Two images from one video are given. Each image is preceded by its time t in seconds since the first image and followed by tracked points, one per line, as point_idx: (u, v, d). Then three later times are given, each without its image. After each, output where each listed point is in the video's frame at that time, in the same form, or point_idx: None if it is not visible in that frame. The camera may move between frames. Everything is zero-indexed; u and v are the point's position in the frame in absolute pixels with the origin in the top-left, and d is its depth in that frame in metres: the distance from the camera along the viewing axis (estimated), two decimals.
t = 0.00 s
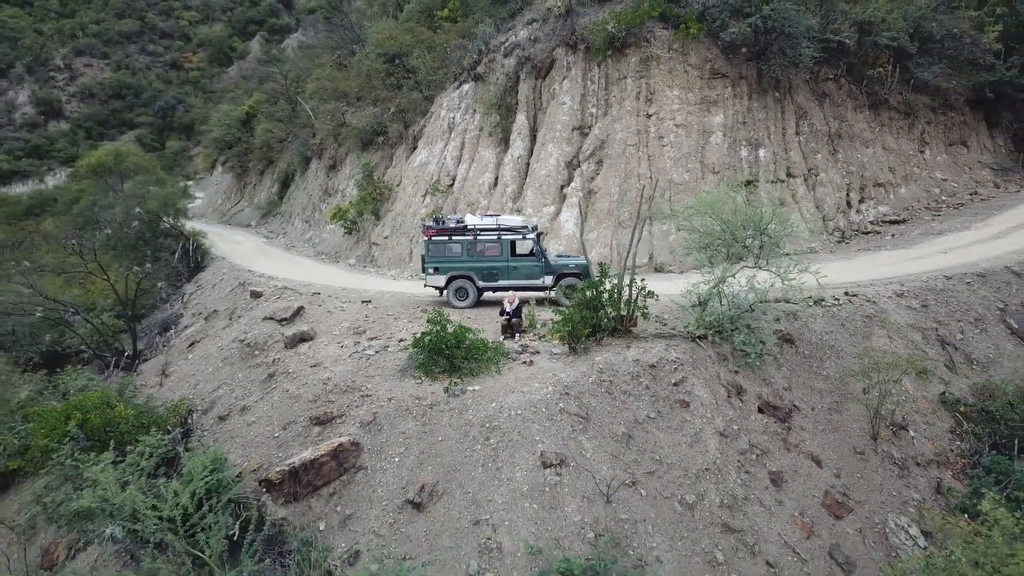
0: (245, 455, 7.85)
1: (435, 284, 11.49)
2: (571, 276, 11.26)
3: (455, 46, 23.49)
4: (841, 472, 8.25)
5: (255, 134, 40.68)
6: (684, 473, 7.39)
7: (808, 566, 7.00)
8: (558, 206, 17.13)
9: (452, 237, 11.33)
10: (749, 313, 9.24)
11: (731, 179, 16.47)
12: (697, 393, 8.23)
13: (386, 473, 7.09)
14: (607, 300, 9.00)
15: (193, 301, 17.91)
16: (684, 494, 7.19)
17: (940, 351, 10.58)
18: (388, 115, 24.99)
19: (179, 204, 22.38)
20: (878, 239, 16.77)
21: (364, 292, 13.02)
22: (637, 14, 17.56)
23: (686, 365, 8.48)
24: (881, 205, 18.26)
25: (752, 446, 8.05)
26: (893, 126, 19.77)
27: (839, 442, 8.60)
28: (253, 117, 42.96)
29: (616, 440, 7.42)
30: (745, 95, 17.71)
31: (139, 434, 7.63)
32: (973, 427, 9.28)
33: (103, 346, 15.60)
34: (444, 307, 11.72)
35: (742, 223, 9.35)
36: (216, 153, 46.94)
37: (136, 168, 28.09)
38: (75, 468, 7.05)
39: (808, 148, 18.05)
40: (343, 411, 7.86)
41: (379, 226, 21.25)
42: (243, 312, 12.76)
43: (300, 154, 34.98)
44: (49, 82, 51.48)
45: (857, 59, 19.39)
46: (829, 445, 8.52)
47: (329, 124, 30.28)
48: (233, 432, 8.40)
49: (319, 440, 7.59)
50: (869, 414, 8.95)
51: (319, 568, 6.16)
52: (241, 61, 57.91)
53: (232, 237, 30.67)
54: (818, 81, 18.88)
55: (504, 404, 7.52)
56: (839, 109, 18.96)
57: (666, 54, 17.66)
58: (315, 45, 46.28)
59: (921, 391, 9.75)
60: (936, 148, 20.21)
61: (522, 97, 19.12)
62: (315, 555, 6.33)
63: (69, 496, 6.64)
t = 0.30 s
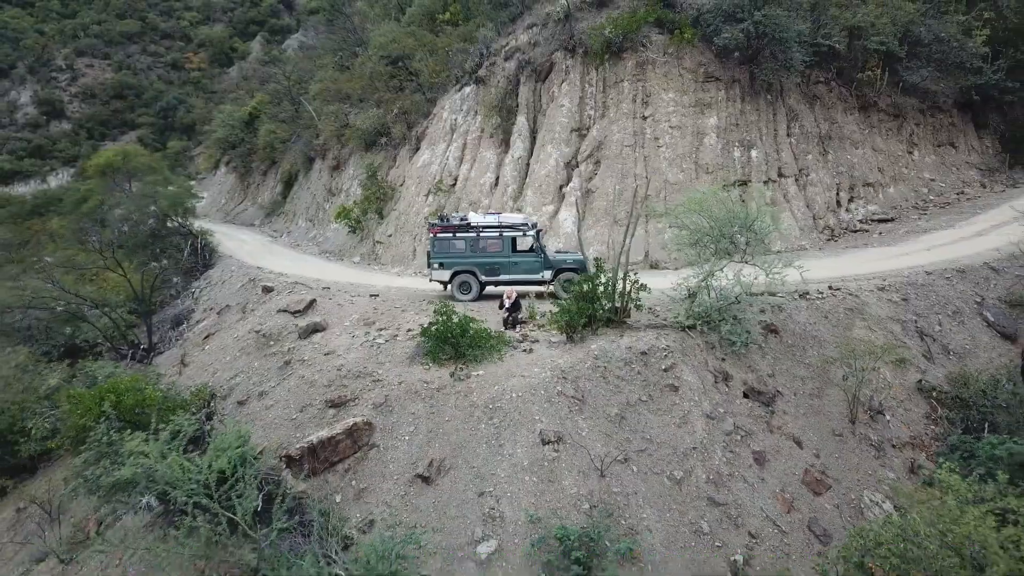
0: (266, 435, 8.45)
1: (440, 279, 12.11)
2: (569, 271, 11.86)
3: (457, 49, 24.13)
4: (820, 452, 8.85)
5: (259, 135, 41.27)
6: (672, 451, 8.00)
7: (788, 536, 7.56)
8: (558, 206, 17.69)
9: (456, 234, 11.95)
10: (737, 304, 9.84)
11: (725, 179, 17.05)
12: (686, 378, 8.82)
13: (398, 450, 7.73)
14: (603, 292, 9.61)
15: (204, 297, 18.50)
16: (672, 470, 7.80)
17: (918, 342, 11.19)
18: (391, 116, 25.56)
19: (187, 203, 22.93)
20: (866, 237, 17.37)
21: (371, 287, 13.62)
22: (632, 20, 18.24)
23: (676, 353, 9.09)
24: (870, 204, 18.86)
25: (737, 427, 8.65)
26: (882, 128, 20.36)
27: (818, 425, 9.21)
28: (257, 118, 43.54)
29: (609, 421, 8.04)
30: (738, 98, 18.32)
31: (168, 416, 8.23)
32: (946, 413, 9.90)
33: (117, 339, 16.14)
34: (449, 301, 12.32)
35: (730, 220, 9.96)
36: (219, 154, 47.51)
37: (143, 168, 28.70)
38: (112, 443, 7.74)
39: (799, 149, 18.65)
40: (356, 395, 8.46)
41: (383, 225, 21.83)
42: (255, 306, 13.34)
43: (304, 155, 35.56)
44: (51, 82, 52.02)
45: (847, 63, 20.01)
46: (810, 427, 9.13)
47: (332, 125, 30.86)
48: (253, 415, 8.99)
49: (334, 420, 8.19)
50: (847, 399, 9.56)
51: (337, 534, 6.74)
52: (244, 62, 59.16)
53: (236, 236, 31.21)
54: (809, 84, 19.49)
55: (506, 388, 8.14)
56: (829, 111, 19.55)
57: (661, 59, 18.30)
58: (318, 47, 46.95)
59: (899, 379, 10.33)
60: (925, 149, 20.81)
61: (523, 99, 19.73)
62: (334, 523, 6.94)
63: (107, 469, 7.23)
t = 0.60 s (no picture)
0: (284, 415, 9.12)
1: (444, 273, 12.80)
2: (567, 265, 12.54)
3: (459, 52, 24.82)
4: (799, 432, 9.52)
5: (262, 136, 41.94)
6: (660, 429, 8.69)
7: (766, 506, 8.24)
8: (556, 204, 18.34)
9: (459, 230, 12.65)
10: (722, 295, 10.56)
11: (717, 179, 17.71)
12: (675, 364, 9.51)
13: (408, 427, 8.42)
14: (598, 284, 10.33)
15: (215, 292, 19.23)
16: (660, 446, 8.48)
17: (896, 332, 11.86)
18: (394, 117, 26.21)
19: (195, 202, 23.60)
20: (853, 235, 18.04)
21: (378, 281, 14.33)
22: (628, 26, 19.01)
23: (665, 340, 9.78)
24: (858, 203, 19.54)
25: (721, 408, 9.31)
26: (871, 129, 21.00)
27: (798, 407, 9.89)
28: (260, 119, 44.20)
29: (602, 401, 8.73)
30: (730, 100, 19.00)
31: (196, 395, 8.98)
32: (920, 398, 10.56)
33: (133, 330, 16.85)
34: (453, 294, 13.00)
35: (716, 217, 10.69)
36: (223, 154, 48.21)
37: (151, 168, 29.48)
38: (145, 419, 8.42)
39: (789, 150, 19.31)
40: (369, 378, 9.13)
41: (387, 224, 22.49)
42: (268, 299, 14.04)
43: (307, 155, 36.24)
44: (54, 83, 53.01)
45: (836, 66, 20.69)
46: (789, 409, 9.82)
47: (336, 126, 31.46)
48: (272, 396, 9.66)
49: (349, 400, 8.87)
50: (826, 384, 10.24)
51: (353, 502, 7.43)
52: (245, 61, 61.12)
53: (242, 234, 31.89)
54: (800, 86, 20.16)
55: (507, 370, 8.83)
56: (819, 113, 20.21)
57: (656, 62, 19.01)
58: (320, 48, 47.67)
59: (877, 366, 11.00)
60: (912, 149, 21.47)
61: (522, 102, 20.41)
62: (350, 492, 7.62)
63: (144, 442, 7.97)
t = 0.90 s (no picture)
0: (303, 395, 9.90)
1: (448, 267, 13.58)
2: (564, 260, 13.38)
3: (461, 55, 25.62)
4: (779, 413, 10.27)
5: (267, 136, 42.71)
6: (650, 408, 9.46)
7: (746, 479, 8.97)
8: (555, 203, 19.08)
9: (463, 227, 13.43)
10: (708, 287, 11.35)
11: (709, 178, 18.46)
12: (663, 349, 10.28)
13: (418, 405, 9.21)
14: (594, 276, 11.12)
15: (227, 287, 20.02)
16: (649, 424, 9.25)
17: (874, 323, 12.62)
18: (397, 119, 27.00)
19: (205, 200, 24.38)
20: (840, 232, 18.81)
21: (385, 275, 15.15)
22: (624, 31, 19.83)
23: (655, 327, 10.56)
24: (846, 202, 20.29)
25: (707, 390, 10.07)
26: (858, 130, 21.74)
27: (779, 390, 10.65)
28: (265, 119, 44.93)
29: (596, 381, 9.51)
30: (722, 103, 19.78)
31: (223, 378, 9.78)
32: (895, 382, 11.30)
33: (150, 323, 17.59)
34: (456, 286, 13.77)
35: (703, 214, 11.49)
36: (227, 154, 49.02)
37: (160, 168, 30.29)
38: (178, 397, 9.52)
39: (779, 150, 20.07)
40: (381, 361, 9.91)
41: (391, 222, 23.24)
42: (281, 293, 14.82)
43: (312, 155, 36.99)
44: (56, 83, 54.25)
45: (825, 70, 21.48)
46: (770, 391, 10.58)
47: (340, 127, 32.22)
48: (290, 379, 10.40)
49: (363, 381, 9.65)
50: (805, 369, 11.00)
51: (369, 471, 8.19)
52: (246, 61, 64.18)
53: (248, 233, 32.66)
54: (790, 89, 20.93)
55: (508, 354, 9.65)
56: (808, 115, 20.97)
57: (650, 67, 19.82)
58: (324, 50, 48.56)
59: (855, 354, 11.74)
60: (899, 150, 22.24)
61: (523, 104, 21.16)
62: (365, 463, 8.39)
63: (179, 418, 8.78)
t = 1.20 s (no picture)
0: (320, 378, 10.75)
1: (453, 262, 14.43)
2: (561, 255, 14.26)
3: (463, 59, 26.49)
4: (760, 395, 11.09)
5: (272, 136, 43.60)
6: (639, 389, 10.32)
7: (729, 454, 9.77)
8: (554, 202, 19.90)
9: (466, 224, 14.28)
10: (695, 280, 12.21)
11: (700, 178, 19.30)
12: (652, 335, 11.14)
13: (427, 386, 10.10)
14: (589, 269, 11.97)
15: (239, 283, 20.91)
16: (638, 404, 10.11)
17: (852, 314, 13.44)
18: (401, 121, 27.88)
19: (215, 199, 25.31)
20: (826, 229, 19.66)
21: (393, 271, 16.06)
22: (620, 37, 20.55)
23: (644, 316, 11.43)
24: (833, 201, 21.10)
25: (693, 374, 10.91)
26: (846, 132, 22.57)
27: (760, 375, 11.48)
28: (269, 120, 45.68)
29: (589, 365, 10.39)
30: (714, 106, 20.65)
31: (248, 363, 10.67)
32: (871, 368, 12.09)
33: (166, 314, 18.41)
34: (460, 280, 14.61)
35: (690, 211, 12.34)
36: (232, 154, 49.98)
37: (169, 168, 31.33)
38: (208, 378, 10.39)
39: (769, 151, 20.91)
40: (392, 347, 10.80)
41: (395, 221, 24.07)
42: (294, 287, 15.71)
43: (316, 155, 37.80)
44: (59, 83, 56.97)
45: (813, 75, 22.34)
46: (752, 376, 11.42)
47: (344, 127, 33.06)
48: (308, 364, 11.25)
49: (376, 365, 10.53)
50: (785, 356, 11.84)
51: (383, 444, 9.05)
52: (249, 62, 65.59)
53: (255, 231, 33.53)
54: (779, 93, 21.78)
55: (509, 340, 10.55)
56: (797, 118, 21.81)
57: (645, 71, 20.69)
58: (327, 52, 49.51)
59: (833, 342, 12.53)
60: (886, 151, 23.06)
61: (523, 107, 22.00)
62: (380, 437, 9.25)
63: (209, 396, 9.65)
